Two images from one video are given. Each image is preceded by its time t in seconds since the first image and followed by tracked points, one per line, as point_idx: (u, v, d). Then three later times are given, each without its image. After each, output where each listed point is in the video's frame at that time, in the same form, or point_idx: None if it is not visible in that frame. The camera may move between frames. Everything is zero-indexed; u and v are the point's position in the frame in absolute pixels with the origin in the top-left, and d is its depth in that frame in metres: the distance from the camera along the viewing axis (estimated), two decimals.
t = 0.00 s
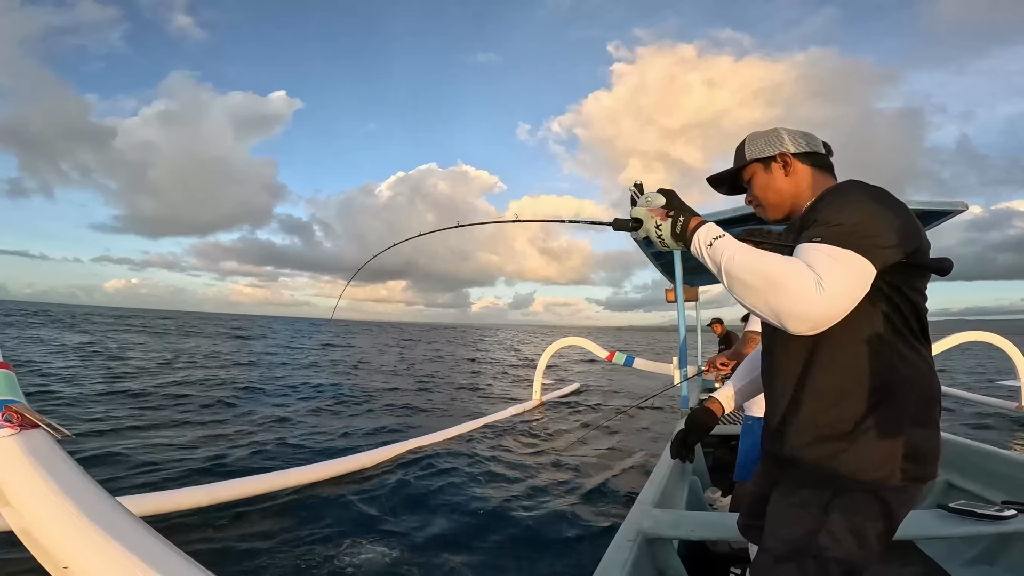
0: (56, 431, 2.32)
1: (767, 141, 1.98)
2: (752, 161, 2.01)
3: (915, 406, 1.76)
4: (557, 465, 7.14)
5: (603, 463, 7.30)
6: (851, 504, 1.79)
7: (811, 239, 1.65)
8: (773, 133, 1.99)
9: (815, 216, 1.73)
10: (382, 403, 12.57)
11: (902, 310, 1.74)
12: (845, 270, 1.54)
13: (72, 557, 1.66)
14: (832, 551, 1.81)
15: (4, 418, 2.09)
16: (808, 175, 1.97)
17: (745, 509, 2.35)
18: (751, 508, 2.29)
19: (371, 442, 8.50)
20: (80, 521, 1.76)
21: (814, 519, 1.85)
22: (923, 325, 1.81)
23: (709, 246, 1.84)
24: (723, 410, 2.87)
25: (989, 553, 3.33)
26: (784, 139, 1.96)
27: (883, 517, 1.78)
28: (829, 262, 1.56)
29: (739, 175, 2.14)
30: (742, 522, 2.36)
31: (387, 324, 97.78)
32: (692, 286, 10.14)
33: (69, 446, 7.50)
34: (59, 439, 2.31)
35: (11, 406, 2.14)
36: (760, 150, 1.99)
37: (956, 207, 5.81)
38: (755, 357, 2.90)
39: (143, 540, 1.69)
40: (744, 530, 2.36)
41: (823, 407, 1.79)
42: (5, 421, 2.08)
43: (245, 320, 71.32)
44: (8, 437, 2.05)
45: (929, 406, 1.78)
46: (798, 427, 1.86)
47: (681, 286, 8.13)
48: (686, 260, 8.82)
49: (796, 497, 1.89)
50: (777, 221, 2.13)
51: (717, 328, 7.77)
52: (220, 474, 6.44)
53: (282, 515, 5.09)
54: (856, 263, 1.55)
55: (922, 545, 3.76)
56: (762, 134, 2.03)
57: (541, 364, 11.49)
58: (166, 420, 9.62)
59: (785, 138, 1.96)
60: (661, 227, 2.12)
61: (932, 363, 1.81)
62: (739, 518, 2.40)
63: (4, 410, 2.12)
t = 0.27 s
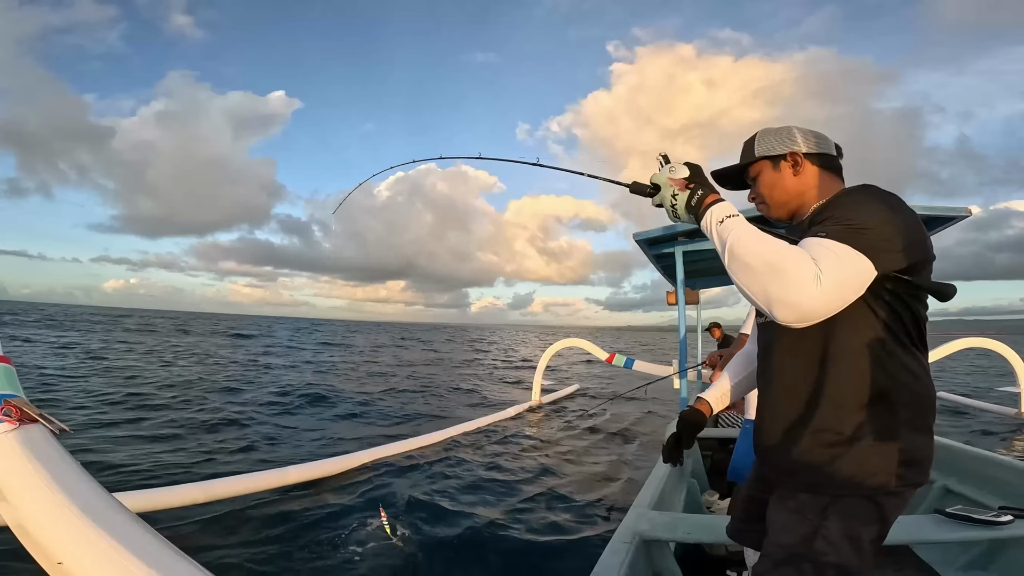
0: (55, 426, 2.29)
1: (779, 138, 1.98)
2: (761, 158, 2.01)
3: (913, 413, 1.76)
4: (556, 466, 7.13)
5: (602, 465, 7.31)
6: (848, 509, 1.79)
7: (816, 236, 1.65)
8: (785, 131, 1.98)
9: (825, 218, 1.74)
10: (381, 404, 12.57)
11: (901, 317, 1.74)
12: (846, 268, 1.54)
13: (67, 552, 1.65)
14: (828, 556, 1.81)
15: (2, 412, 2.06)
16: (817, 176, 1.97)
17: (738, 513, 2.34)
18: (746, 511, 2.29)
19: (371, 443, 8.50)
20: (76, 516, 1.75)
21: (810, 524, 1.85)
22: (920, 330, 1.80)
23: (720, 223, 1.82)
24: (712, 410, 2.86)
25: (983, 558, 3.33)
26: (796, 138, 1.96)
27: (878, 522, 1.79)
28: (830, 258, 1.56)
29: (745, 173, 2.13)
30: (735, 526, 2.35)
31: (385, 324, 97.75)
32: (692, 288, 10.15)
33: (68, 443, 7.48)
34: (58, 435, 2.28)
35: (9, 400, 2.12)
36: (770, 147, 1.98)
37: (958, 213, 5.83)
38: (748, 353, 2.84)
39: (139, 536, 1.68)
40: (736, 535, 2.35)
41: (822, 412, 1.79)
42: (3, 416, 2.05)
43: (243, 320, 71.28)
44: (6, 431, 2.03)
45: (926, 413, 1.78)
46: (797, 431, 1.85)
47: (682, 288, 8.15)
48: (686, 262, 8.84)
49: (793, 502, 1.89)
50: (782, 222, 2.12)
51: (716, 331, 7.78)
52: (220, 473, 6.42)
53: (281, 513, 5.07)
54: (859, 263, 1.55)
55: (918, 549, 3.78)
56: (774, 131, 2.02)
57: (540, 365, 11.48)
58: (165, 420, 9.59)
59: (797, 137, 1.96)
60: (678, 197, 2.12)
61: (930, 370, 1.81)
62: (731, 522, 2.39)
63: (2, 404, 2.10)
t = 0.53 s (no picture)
0: (56, 424, 2.33)
1: (786, 137, 1.96)
2: (767, 156, 1.99)
3: (910, 413, 1.75)
4: (556, 466, 7.13)
5: (602, 464, 7.31)
6: (845, 509, 1.77)
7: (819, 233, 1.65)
8: (792, 130, 1.97)
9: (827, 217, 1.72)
10: (383, 404, 12.59)
11: (901, 317, 1.72)
12: (848, 265, 1.54)
13: (69, 552, 1.63)
14: (824, 556, 1.80)
15: (5, 411, 2.10)
16: (822, 177, 1.95)
17: (736, 513, 2.32)
18: (743, 512, 2.27)
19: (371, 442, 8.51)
20: (79, 514, 1.73)
21: (808, 524, 1.83)
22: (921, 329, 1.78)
23: (727, 216, 1.81)
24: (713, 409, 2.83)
25: (984, 558, 3.32)
26: (803, 137, 1.95)
27: (875, 523, 1.78)
28: (833, 253, 1.55)
29: (750, 171, 2.12)
30: (733, 527, 2.33)
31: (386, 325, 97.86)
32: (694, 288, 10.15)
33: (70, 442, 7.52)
34: (60, 432, 2.31)
35: (12, 399, 2.16)
36: (776, 145, 1.97)
37: (963, 213, 5.82)
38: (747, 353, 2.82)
39: (139, 533, 1.66)
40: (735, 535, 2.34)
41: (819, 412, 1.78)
42: (6, 414, 2.09)
43: (244, 321, 71.44)
44: (10, 430, 2.06)
45: (925, 414, 1.77)
46: (793, 431, 1.84)
47: (684, 287, 8.15)
48: (688, 262, 8.83)
49: (791, 503, 1.88)
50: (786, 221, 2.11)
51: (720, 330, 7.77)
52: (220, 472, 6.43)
53: (280, 511, 5.08)
54: (859, 260, 1.55)
55: (919, 550, 3.76)
56: (781, 129, 2.00)
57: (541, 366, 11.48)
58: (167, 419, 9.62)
59: (804, 136, 1.95)
60: (690, 189, 2.10)
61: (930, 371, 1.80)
62: (730, 522, 2.37)
63: (4, 403, 2.14)
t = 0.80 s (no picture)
0: (60, 424, 2.34)
1: (778, 140, 1.98)
2: (761, 162, 2.01)
3: (914, 413, 1.75)
4: (558, 465, 7.14)
5: (604, 462, 7.32)
6: (848, 507, 1.78)
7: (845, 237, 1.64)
8: (783, 133, 1.98)
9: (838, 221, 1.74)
10: (383, 404, 12.60)
11: (904, 315, 1.73)
12: (884, 267, 1.52)
13: (73, 550, 1.65)
14: (827, 554, 1.78)
15: (10, 411, 2.12)
16: (818, 176, 1.96)
17: (739, 512, 2.35)
18: (746, 511, 2.29)
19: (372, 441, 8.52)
20: (82, 512, 1.75)
21: (811, 522, 1.83)
22: (930, 330, 1.79)
23: (742, 245, 1.82)
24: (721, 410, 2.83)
25: (986, 558, 3.33)
26: (794, 140, 1.96)
27: (878, 521, 1.78)
28: (867, 258, 1.54)
29: (747, 175, 2.14)
30: (736, 526, 2.35)
31: (385, 325, 97.90)
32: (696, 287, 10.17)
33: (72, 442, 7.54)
34: (64, 432, 2.33)
35: (16, 399, 2.18)
36: (770, 150, 1.98)
37: (964, 210, 5.85)
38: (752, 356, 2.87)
39: (140, 531, 1.68)
40: (737, 534, 2.34)
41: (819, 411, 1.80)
42: (10, 415, 2.11)
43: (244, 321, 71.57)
44: (14, 431, 2.08)
45: (929, 412, 1.77)
46: (794, 431, 1.86)
47: (686, 286, 8.17)
48: (689, 261, 8.86)
49: (793, 500, 1.88)
50: (785, 222, 2.12)
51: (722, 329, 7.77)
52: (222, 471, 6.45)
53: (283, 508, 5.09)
54: (893, 260, 1.53)
55: (921, 548, 3.77)
56: (772, 133, 2.02)
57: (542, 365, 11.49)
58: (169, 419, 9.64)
59: (795, 139, 1.96)
60: (693, 226, 2.13)
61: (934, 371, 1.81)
62: (732, 521, 2.38)
63: (9, 403, 2.16)
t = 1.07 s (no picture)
0: (62, 421, 2.32)
1: (778, 138, 1.95)
2: (760, 159, 1.98)
3: (919, 410, 1.73)
4: (558, 463, 7.13)
5: (604, 461, 7.32)
6: (854, 505, 1.76)
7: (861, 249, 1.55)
8: (781, 131, 1.96)
9: (852, 219, 1.67)
10: (384, 403, 12.59)
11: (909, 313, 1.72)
12: (914, 261, 1.41)
13: (74, 548, 1.64)
14: (834, 552, 1.76)
15: (12, 409, 2.10)
16: (816, 174, 1.97)
17: (739, 510, 2.35)
18: (746, 509, 2.29)
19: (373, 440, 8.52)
20: (83, 509, 1.75)
21: (817, 520, 1.81)
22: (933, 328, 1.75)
23: (749, 320, 1.66)
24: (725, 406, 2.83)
25: (987, 557, 3.32)
26: (793, 138, 1.94)
27: (884, 519, 1.76)
28: (896, 260, 1.43)
29: (742, 174, 2.11)
30: (736, 525, 2.35)
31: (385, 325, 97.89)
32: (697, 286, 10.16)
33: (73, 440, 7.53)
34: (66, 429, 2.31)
35: (19, 396, 2.15)
36: (769, 148, 1.96)
37: (965, 208, 5.85)
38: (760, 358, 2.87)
39: (143, 528, 1.68)
40: (738, 532, 2.34)
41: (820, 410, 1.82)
42: (13, 412, 2.09)
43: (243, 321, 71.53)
44: (17, 429, 2.06)
45: (933, 408, 1.75)
46: (799, 429, 1.88)
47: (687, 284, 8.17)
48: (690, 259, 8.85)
49: (799, 498, 1.87)
50: (782, 221, 2.12)
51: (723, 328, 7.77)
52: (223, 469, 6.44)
53: (283, 506, 5.07)
54: (921, 255, 1.43)
55: (921, 547, 3.77)
56: (769, 131, 1.99)
57: (543, 365, 11.49)
58: (170, 419, 9.63)
59: (794, 137, 1.95)
60: (684, 325, 2.00)
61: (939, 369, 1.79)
62: (733, 519, 2.38)
63: (11, 400, 2.13)
